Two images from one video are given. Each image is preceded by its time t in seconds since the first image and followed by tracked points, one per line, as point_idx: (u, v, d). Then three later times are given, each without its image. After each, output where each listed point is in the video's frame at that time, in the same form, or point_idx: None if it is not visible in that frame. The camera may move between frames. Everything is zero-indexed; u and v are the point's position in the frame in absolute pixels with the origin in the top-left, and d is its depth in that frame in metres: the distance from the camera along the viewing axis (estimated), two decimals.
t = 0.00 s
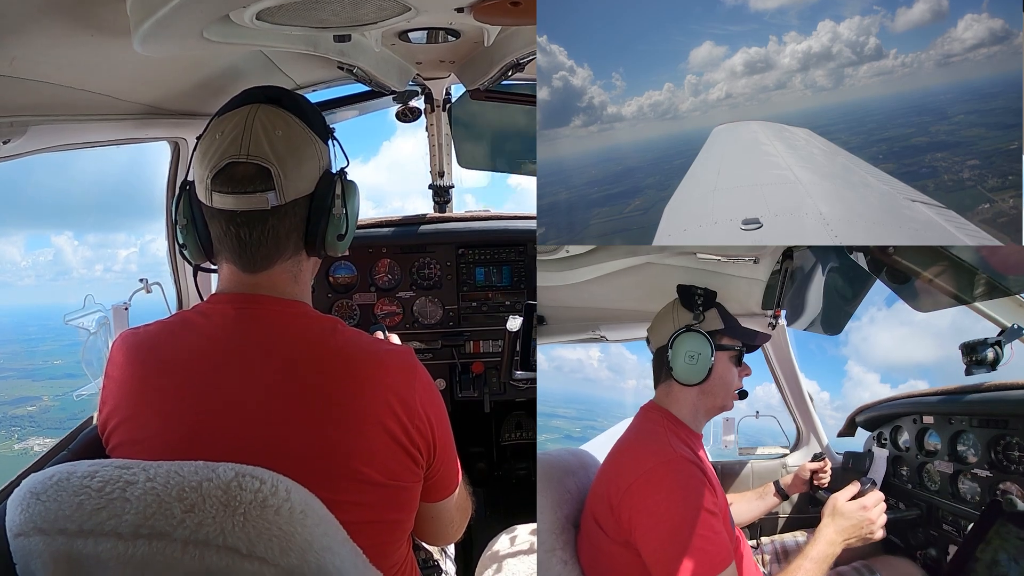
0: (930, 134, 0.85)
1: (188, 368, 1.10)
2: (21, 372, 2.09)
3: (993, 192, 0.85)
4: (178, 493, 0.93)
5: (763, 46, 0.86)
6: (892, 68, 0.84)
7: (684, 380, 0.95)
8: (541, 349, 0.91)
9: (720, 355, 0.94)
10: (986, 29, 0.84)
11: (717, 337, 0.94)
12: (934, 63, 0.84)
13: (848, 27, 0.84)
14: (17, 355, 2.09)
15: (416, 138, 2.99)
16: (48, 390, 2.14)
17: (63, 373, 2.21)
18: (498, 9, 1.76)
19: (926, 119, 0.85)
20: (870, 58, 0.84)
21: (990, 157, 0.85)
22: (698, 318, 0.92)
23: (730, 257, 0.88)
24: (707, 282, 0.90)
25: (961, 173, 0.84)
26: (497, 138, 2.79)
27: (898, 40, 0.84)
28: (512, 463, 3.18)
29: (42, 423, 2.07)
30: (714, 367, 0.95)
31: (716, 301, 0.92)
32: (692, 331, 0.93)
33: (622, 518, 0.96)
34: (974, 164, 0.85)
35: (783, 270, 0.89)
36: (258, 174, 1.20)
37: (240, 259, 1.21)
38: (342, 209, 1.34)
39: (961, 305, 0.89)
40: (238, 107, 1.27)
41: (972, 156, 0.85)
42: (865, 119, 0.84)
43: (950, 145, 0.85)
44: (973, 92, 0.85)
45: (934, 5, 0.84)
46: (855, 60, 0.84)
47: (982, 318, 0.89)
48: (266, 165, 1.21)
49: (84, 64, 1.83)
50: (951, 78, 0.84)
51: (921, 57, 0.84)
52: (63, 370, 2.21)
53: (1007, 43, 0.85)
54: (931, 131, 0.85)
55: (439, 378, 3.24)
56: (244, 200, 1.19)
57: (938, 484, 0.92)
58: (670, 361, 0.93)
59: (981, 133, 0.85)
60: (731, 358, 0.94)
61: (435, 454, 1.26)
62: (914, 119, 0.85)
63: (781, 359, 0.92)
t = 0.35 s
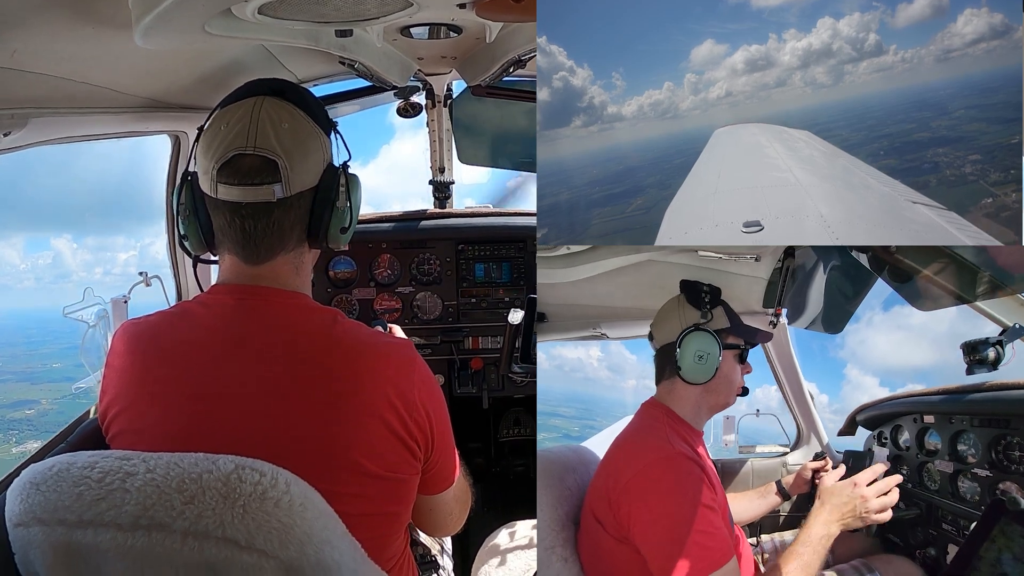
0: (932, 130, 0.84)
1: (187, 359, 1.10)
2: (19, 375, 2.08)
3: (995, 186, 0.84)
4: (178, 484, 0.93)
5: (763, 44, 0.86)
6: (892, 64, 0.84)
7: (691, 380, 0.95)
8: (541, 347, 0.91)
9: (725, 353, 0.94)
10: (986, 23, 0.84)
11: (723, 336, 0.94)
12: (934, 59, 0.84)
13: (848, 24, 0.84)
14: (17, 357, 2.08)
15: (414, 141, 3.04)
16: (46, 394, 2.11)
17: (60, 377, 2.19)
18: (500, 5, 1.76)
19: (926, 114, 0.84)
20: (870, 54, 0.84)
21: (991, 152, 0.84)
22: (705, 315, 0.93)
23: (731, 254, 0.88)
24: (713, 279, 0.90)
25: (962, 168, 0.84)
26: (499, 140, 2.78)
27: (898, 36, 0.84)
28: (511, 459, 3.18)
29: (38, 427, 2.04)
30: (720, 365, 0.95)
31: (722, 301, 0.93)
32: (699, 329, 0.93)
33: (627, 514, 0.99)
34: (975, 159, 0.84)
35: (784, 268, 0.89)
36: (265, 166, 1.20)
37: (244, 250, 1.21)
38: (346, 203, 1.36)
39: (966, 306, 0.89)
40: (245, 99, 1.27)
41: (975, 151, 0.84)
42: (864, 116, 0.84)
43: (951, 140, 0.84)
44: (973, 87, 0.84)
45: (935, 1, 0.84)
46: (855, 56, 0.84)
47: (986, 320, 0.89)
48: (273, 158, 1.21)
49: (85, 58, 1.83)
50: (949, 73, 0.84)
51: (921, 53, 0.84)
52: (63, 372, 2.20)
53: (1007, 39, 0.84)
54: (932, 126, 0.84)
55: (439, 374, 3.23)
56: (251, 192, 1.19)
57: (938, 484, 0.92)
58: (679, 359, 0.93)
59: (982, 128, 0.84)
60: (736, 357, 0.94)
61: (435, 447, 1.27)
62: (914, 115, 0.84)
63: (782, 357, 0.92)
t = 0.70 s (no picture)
0: (932, 126, 0.84)
1: (187, 355, 1.10)
2: (19, 377, 2.08)
3: (997, 182, 0.85)
4: (178, 482, 0.93)
5: (763, 42, 0.86)
6: (892, 61, 0.84)
7: (711, 390, 0.93)
8: (540, 348, 0.92)
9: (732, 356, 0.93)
10: (986, 20, 0.84)
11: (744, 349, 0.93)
12: (933, 55, 0.84)
13: (847, 21, 0.84)
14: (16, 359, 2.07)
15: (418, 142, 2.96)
16: (46, 397, 2.12)
17: (60, 379, 2.19)
18: (502, 5, 1.75)
19: (926, 111, 0.84)
20: (869, 51, 0.84)
21: (992, 148, 0.84)
22: (734, 329, 0.93)
23: (732, 256, 0.88)
24: (716, 279, 0.89)
25: (963, 164, 0.84)
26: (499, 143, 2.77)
27: (899, 32, 0.84)
28: (510, 460, 3.17)
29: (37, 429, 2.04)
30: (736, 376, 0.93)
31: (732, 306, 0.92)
32: (728, 345, 0.93)
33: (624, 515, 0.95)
34: (976, 155, 0.84)
35: (784, 270, 0.89)
36: (307, 169, 1.22)
37: (270, 248, 1.20)
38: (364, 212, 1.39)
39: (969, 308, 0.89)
40: (287, 98, 1.27)
41: (976, 147, 0.84)
42: (864, 113, 0.84)
43: (951, 137, 0.84)
44: (973, 83, 0.84)
45: None
46: (855, 53, 0.84)
47: (986, 320, 0.89)
48: (314, 161, 1.22)
49: (87, 56, 1.83)
50: (948, 70, 0.84)
51: (919, 50, 0.84)
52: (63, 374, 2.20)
53: (1007, 34, 0.84)
54: (932, 123, 0.84)
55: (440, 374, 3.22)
56: (290, 191, 1.19)
57: (938, 486, 0.93)
58: (709, 368, 0.93)
59: (983, 124, 0.84)
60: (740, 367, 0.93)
61: (435, 447, 1.27)
62: (913, 111, 0.84)
63: (783, 359, 0.92)
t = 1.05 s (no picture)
0: (932, 123, 0.84)
1: (188, 357, 1.10)
2: (18, 380, 2.08)
3: (998, 179, 0.84)
4: (178, 484, 0.92)
5: (763, 39, 0.86)
6: (892, 58, 0.84)
7: (698, 381, 0.94)
8: (539, 348, 0.91)
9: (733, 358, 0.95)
10: (985, 16, 0.83)
11: (734, 342, 0.94)
12: (933, 53, 0.84)
13: (848, 19, 0.84)
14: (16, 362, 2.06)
15: (415, 144, 2.96)
16: (44, 399, 2.10)
17: (60, 382, 2.19)
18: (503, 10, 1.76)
19: (926, 108, 0.84)
20: (870, 48, 0.84)
21: (992, 145, 0.84)
22: (720, 320, 0.93)
23: (734, 254, 0.88)
24: (717, 280, 0.90)
25: (964, 161, 0.84)
26: (499, 144, 2.78)
27: (900, 30, 0.84)
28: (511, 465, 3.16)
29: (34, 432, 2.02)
30: (731, 371, 0.95)
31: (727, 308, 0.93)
32: (712, 333, 0.93)
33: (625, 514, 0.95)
34: (977, 152, 0.84)
35: (786, 269, 0.89)
36: (298, 165, 1.22)
37: (265, 244, 1.21)
38: (363, 210, 1.38)
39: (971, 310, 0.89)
40: (285, 96, 1.29)
41: (977, 144, 0.84)
42: (864, 110, 0.84)
43: (953, 133, 0.84)
44: (972, 80, 0.83)
45: None
46: (855, 51, 0.84)
47: (986, 321, 0.89)
48: (305, 155, 1.23)
49: (90, 58, 1.84)
50: (948, 67, 0.84)
51: (919, 47, 0.84)
52: (63, 378, 2.20)
53: (1006, 31, 0.84)
54: (932, 120, 0.84)
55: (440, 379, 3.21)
56: (283, 186, 1.20)
57: (937, 487, 0.92)
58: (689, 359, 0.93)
59: (983, 121, 0.84)
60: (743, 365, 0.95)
61: (434, 448, 1.27)
62: (913, 108, 0.84)
63: (784, 358, 0.92)
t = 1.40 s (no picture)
0: (932, 122, 0.84)
1: (188, 361, 1.09)
2: (15, 383, 2.07)
3: (1000, 176, 0.84)
4: (178, 488, 0.92)
5: (764, 38, 0.86)
6: (892, 56, 0.84)
7: (692, 377, 0.94)
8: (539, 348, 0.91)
9: (729, 354, 0.95)
10: (987, 14, 0.83)
11: (728, 337, 0.94)
12: (933, 51, 0.84)
13: (848, 17, 0.85)
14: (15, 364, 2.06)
15: (413, 146, 2.96)
16: (43, 402, 2.09)
17: (58, 385, 2.18)
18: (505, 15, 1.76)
19: (926, 106, 0.84)
20: (870, 47, 0.84)
21: (993, 143, 0.84)
22: (711, 315, 0.93)
23: (735, 255, 0.88)
24: (721, 281, 0.90)
25: (965, 159, 0.84)
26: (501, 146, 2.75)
27: (900, 28, 0.84)
28: (511, 471, 3.14)
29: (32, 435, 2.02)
30: (727, 370, 0.95)
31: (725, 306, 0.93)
32: (705, 328, 0.93)
33: (625, 514, 0.95)
34: (978, 150, 0.84)
35: (787, 270, 0.89)
36: (283, 167, 1.21)
37: (257, 249, 1.21)
38: (357, 211, 1.35)
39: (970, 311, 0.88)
40: (272, 101, 1.28)
41: (977, 142, 0.83)
42: (864, 109, 0.84)
43: (953, 131, 0.84)
44: (972, 78, 0.83)
45: None
46: (855, 49, 0.84)
47: (984, 322, 0.87)
48: (290, 159, 1.22)
49: (93, 61, 1.84)
50: (948, 65, 0.84)
51: (919, 45, 0.84)
52: (61, 380, 2.19)
53: (1007, 29, 0.83)
54: (933, 118, 0.84)
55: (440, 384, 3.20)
56: (268, 190, 1.20)
57: (937, 489, 0.92)
58: (682, 354, 0.93)
59: (983, 119, 0.84)
60: (739, 360, 0.95)
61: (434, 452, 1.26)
62: (913, 107, 0.84)
63: (784, 359, 0.92)
